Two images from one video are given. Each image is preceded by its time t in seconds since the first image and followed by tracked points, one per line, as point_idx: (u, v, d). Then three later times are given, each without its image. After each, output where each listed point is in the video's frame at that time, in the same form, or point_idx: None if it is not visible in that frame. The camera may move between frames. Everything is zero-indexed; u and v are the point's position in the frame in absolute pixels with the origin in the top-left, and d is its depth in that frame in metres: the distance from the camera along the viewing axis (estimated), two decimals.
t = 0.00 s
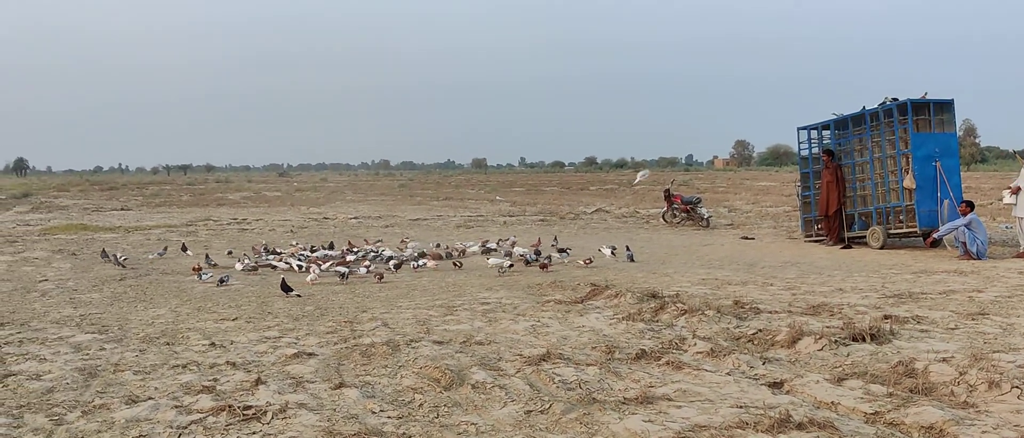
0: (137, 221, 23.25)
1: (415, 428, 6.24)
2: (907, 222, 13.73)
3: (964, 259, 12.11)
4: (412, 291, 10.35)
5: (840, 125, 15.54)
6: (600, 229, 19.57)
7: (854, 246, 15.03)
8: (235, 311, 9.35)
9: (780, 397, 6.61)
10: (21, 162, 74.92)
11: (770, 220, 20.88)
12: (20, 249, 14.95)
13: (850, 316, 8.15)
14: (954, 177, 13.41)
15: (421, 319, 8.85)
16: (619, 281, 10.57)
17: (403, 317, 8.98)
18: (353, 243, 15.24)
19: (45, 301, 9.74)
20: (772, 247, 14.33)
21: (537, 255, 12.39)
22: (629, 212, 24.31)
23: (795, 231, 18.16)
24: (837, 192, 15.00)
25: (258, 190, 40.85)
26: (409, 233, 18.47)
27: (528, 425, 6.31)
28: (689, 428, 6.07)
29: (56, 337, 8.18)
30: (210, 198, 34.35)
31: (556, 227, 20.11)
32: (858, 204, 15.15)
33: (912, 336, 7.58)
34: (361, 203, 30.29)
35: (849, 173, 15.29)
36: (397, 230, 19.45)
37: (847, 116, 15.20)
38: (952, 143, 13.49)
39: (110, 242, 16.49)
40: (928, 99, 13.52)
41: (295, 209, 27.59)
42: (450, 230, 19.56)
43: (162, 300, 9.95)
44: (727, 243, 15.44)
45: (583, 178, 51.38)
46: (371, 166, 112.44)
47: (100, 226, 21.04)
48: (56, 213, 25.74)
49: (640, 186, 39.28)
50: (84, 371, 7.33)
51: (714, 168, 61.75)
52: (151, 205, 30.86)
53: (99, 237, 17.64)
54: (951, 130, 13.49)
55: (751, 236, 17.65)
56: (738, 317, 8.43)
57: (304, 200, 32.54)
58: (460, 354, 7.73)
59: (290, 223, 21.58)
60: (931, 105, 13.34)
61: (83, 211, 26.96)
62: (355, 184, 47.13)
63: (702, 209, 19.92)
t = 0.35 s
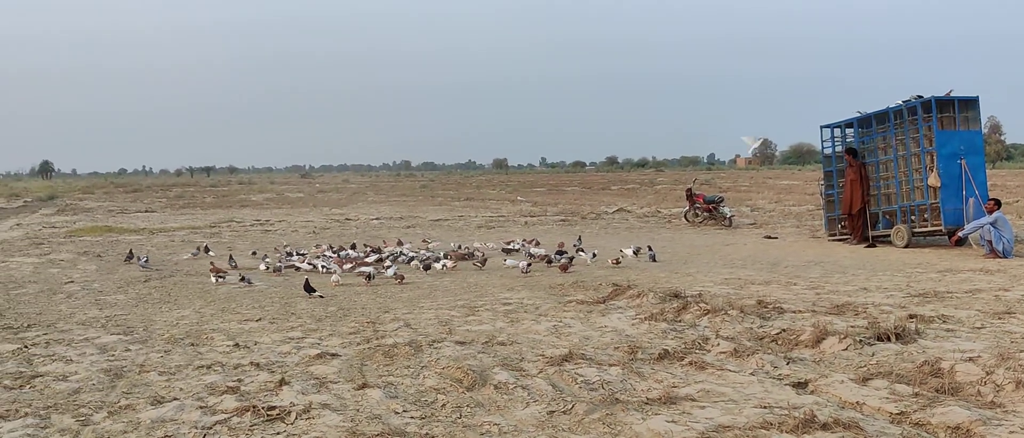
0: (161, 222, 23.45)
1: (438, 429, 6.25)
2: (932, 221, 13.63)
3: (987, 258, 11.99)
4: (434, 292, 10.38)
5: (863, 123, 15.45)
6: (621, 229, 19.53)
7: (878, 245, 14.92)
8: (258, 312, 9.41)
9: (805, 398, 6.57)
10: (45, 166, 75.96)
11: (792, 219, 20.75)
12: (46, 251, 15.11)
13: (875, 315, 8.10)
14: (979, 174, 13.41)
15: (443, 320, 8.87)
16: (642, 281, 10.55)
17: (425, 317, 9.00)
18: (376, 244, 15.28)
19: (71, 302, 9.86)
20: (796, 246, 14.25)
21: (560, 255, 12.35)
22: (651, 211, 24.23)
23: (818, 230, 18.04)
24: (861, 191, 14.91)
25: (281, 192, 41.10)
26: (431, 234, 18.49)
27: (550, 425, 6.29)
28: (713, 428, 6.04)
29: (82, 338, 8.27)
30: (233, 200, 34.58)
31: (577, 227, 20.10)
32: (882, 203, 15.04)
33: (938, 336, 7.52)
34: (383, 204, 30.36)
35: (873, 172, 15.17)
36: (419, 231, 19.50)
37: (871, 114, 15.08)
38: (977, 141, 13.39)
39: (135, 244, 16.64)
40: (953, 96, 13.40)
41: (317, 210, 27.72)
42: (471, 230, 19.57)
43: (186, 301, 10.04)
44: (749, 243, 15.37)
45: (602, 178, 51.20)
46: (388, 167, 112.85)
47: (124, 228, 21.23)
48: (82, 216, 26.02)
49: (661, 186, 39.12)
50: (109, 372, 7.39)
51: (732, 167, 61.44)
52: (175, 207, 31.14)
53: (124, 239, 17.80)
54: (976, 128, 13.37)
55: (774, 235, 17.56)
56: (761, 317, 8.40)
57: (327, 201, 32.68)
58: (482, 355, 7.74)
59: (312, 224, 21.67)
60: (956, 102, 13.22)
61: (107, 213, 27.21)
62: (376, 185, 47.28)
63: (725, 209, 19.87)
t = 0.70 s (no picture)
0: (194, 219, 23.72)
1: (470, 423, 6.25)
2: (967, 212, 13.54)
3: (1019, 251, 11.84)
4: (464, 286, 10.45)
5: (897, 115, 15.25)
6: (651, 223, 19.49)
7: (912, 238, 14.77)
8: (291, 307, 9.52)
9: (839, 392, 6.52)
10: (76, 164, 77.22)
11: (825, 212, 20.55)
12: (83, 247, 15.38)
13: (909, 309, 8.03)
14: (1015, 165, 13.30)
15: (474, 314, 8.91)
16: (673, 275, 10.55)
17: (456, 312, 9.06)
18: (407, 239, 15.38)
19: (107, 299, 10.03)
20: (828, 240, 14.16)
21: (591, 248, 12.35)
22: (682, 205, 24.16)
23: (853, 223, 17.87)
24: (894, 183, 14.75)
25: (312, 188, 41.41)
26: (461, 229, 18.54)
27: (582, 419, 6.27)
28: (746, 423, 6.00)
29: (118, 333, 8.40)
30: (265, 196, 34.90)
31: (608, 222, 20.10)
32: (916, 195, 14.89)
33: (974, 329, 7.44)
34: (412, 200, 30.50)
35: (907, 164, 15.01)
36: (449, 226, 19.60)
37: (904, 105, 14.91)
38: (1013, 131, 13.30)
39: (169, 240, 16.87)
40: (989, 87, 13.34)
41: (348, 206, 27.94)
42: (501, 225, 19.60)
43: (220, 297, 10.18)
44: (781, 236, 15.26)
45: (629, 172, 51.02)
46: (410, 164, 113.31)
47: (158, 225, 21.51)
48: (116, 213, 26.42)
49: (690, 180, 38.91)
50: (145, 367, 7.48)
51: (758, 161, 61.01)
52: (208, 203, 31.50)
53: (158, 236, 18.03)
54: (1012, 118, 13.31)
55: (807, 228, 17.44)
56: (794, 311, 8.36)
57: (359, 197, 32.92)
58: (514, 349, 7.75)
59: (343, 220, 21.82)
60: (991, 92, 13.16)
61: (142, 211, 27.62)
62: (405, 181, 47.49)
63: (757, 202, 19.77)
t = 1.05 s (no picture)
0: (218, 212, 23.93)
1: (493, 413, 6.23)
2: (995, 203, 13.52)
3: None
4: (487, 278, 10.54)
5: (922, 103, 15.10)
6: (673, 214, 19.49)
7: (938, 228, 14.72)
8: (316, 299, 9.63)
9: (864, 382, 6.46)
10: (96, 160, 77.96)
11: (850, 202, 20.40)
12: (109, 240, 15.57)
13: (935, 299, 7.98)
14: None
15: (496, 306, 8.96)
16: (696, 265, 10.56)
17: (479, 303, 9.12)
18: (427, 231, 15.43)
19: (133, 291, 10.17)
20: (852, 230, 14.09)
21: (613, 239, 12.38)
22: (704, 196, 24.10)
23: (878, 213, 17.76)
24: (919, 173, 14.64)
25: (335, 181, 41.57)
26: (484, 221, 18.60)
27: (606, 410, 6.23)
28: (771, 413, 5.94)
29: (144, 325, 8.51)
30: (288, 189, 35.11)
31: (631, 213, 20.12)
32: (942, 185, 14.80)
33: (1001, 320, 7.36)
34: (435, 192, 30.58)
35: (932, 153, 14.90)
36: (471, 217, 19.65)
37: (929, 94, 14.78)
38: None
39: (194, 233, 17.04)
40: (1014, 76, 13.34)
41: (370, 199, 28.05)
42: (524, 217, 19.64)
43: (245, 289, 10.31)
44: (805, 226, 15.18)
45: (650, 164, 50.85)
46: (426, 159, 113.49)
47: (183, 217, 21.71)
48: (142, 206, 26.70)
49: (713, 170, 38.74)
50: (171, 358, 7.55)
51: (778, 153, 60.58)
52: (231, 196, 31.75)
53: (184, 228, 18.21)
54: None
55: (831, 218, 17.41)
56: (818, 301, 8.34)
57: (381, 190, 33.04)
58: (536, 340, 7.77)
59: (367, 212, 21.91)
60: (1018, 81, 13.16)
61: (166, 204, 27.89)
62: (426, 174, 47.61)
63: (780, 192, 19.68)
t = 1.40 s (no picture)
0: (232, 208, 24.02)
1: (506, 408, 6.23)
2: (1010, 198, 13.41)
3: None
4: (500, 274, 10.57)
5: (938, 98, 15.02)
6: (686, 210, 19.45)
7: (953, 223, 14.64)
8: (329, 294, 9.69)
9: (878, 378, 6.43)
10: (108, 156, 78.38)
11: (864, 198, 20.29)
12: (124, 236, 15.67)
13: (950, 294, 7.95)
14: None
15: (509, 301, 8.99)
16: (709, 261, 10.56)
17: (492, 298, 9.15)
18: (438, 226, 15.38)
19: (147, 287, 10.24)
20: (866, 226, 14.03)
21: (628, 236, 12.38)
22: (717, 191, 24.03)
23: (892, 209, 17.68)
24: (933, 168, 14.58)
25: (348, 177, 41.65)
26: (497, 216, 18.60)
27: (619, 405, 6.22)
28: (785, 409, 5.92)
29: (159, 321, 8.57)
30: (301, 185, 35.16)
31: (643, 208, 20.10)
32: (957, 180, 14.72)
33: (1017, 315, 7.32)
34: (448, 188, 30.60)
35: (947, 148, 14.82)
36: (485, 213, 19.66)
37: (945, 88, 14.69)
38: None
39: (208, 228, 17.11)
40: None
41: (383, 194, 28.09)
42: (537, 212, 19.63)
43: (259, 284, 10.37)
44: (820, 222, 15.12)
45: (662, 159, 50.67)
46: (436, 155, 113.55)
47: (197, 213, 21.80)
48: (156, 202, 26.82)
49: (726, 166, 38.61)
50: (186, 353, 7.59)
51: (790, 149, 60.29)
52: (245, 192, 31.86)
53: (198, 224, 18.28)
54: None
55: (845, 214, 17.34)
56: (832, 297, 8.33)
57: (394, 185, 33.12)
58: (549, 336, 7.77)
59: (380, 208, 21.95)
60: None
61: (181, 199, 28.04)
62: (438, 169, 47.63)
63: (794, 188, 19.55)
